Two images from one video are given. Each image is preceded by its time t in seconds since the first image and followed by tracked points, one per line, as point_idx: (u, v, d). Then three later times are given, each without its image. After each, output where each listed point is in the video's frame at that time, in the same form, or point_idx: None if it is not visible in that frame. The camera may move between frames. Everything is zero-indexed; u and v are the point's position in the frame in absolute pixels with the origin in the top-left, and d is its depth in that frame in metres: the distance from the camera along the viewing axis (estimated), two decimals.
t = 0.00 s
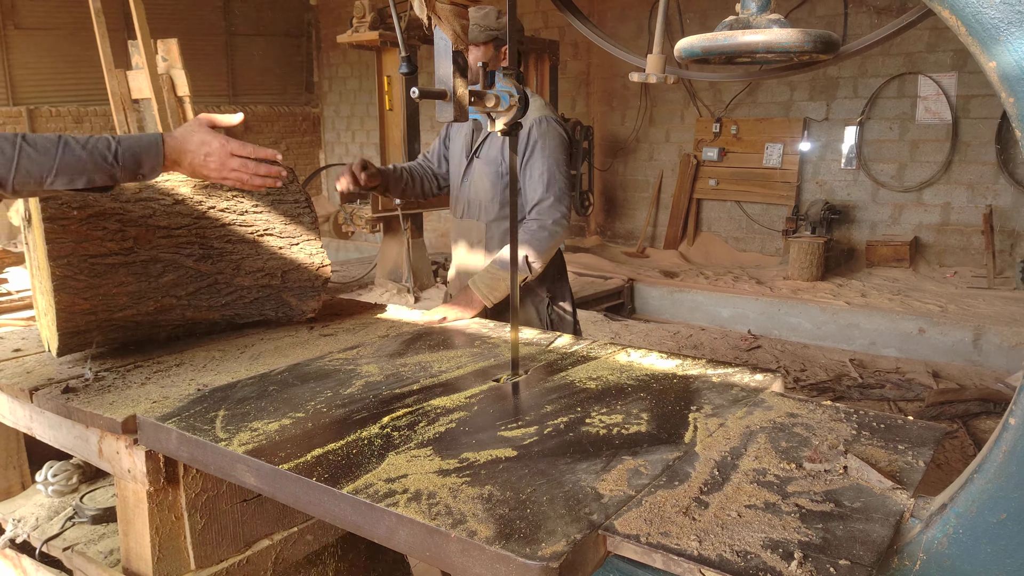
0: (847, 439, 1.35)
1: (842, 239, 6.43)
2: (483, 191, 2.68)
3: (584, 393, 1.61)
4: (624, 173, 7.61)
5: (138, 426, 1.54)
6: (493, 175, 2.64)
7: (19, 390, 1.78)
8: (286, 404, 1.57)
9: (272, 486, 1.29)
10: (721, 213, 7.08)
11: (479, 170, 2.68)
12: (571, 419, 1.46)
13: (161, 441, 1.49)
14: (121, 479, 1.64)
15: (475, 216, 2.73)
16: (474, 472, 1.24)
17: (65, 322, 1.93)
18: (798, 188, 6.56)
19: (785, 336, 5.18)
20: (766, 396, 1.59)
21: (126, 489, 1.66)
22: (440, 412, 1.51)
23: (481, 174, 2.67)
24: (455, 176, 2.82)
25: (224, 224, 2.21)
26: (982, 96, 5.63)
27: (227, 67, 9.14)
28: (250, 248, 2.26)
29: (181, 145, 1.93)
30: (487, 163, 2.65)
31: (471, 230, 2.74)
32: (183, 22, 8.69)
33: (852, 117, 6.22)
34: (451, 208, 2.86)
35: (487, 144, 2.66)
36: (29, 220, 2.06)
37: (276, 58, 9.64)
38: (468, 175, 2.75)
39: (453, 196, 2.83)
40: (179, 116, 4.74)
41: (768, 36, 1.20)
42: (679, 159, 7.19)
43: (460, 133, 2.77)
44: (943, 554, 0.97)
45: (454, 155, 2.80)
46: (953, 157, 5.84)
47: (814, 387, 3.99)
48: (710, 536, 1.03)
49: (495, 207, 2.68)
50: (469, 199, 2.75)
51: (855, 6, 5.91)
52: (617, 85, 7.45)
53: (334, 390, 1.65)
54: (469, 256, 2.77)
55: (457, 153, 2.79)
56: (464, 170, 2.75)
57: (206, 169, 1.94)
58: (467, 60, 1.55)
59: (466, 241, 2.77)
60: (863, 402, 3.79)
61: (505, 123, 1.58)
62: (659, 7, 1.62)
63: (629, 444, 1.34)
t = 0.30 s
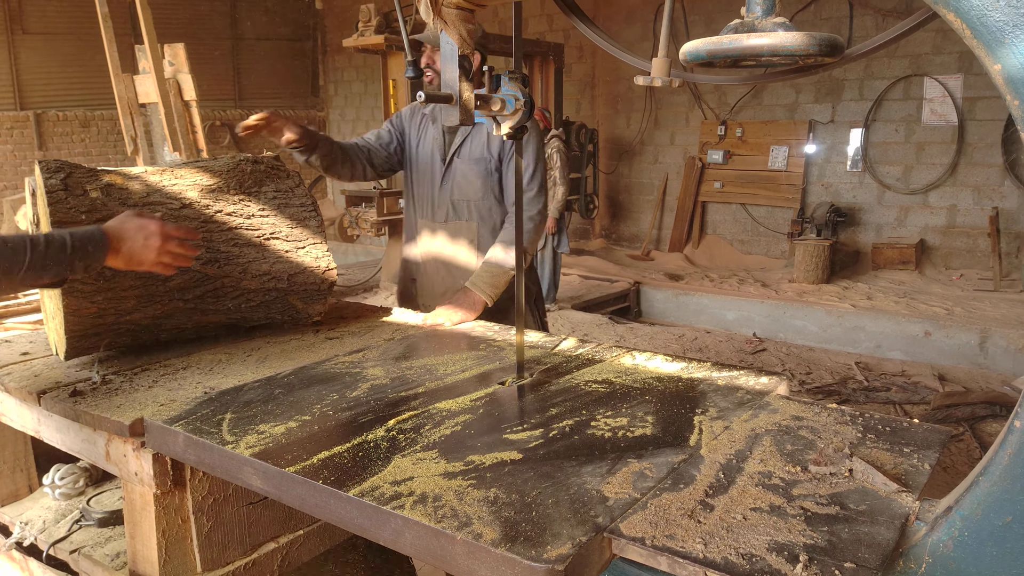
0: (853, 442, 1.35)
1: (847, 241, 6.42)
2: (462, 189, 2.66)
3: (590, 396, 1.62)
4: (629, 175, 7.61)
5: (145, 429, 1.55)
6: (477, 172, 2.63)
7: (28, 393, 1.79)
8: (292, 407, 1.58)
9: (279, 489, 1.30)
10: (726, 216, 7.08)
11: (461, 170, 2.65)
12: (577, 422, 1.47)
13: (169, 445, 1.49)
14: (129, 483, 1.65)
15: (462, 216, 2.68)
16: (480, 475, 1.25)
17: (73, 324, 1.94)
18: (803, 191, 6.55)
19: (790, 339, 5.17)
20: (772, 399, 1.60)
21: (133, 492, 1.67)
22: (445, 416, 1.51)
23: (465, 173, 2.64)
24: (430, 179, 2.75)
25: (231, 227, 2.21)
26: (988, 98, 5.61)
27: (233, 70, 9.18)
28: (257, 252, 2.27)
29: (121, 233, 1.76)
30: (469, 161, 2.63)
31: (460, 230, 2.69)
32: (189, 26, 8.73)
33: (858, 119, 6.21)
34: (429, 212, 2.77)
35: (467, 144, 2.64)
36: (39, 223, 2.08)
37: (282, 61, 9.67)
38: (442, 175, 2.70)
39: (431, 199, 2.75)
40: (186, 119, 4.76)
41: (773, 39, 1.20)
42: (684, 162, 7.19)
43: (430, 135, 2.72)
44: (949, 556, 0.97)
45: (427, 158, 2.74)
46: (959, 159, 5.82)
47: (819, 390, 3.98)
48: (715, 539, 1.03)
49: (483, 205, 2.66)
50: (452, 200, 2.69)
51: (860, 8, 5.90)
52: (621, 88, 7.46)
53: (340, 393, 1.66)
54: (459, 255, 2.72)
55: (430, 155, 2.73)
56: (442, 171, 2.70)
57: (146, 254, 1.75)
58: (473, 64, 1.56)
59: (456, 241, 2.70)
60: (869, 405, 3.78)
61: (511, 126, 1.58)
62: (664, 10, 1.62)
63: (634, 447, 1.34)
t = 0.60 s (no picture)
0: (854, 444, 1.35)
1: (848, 243, 6.42)
2: (432, 188, 2.67)
3: (592, 397, 1.62)
4: (630, 178, 7.62)
5: (148, 430, 1.56)
6: (446, 168, 2.64)
7: (30, 394, 1.79)
8: (294, 408, 1.59)
9: (281, 490, 1.30)
10: (727, 218, 7.08)
11: (428, 169, 2.65)
12: (578, 423, 1.47)
13: (171, 445, 1.50)
14: (132, 483, 1.66)
15: (439, 215, 2.70)
16: (482, 476, 1.25)
17: (75, 325, 1.94)
18: (804, 193, 6.56)
19: (791, 341, 5.17)
20: (773, 400, 1.60)
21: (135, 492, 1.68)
22: (447, 417, 1.52)
23: (434, 172, 2.65)
24: (397, 184, 2.74)
25: (234, 229, 2.22)
26: (988, 100, 5.61)
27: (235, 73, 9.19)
28: (258, 254, 2.27)
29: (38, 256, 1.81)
30: (436, 160, 2.64)
31: (440, 228, 2.70)
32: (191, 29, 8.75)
33: (858, 122, 6.21)
34: (402, 217, 2.75)
35: (429, 142, 2.65)
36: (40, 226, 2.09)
37: (283, 64, 9.69)
38: (409, 177, 2.70)
39: (402, 204, 2.74)
40: (187, 122, 4.77)
41: (773, 42, 1.20)
42: (685, 164, 7.20)
43: (389, 139, 2.71)
44: (950, 557, 0.97)
45: (391, 164, 2.73)
46: (960, 161, 5.82)
47: (820, 392, 3.98)
48: (717, 540, 1.03)
49: (456, 199, 2.68)
50: (425, 200, 2.70)
51: (860, 10, 5.90)
52: (622, 90, 7.47)
53: (342, 394, 1.66)
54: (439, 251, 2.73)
55: (393, 161, 2.72)
56: (410, 175, 2.70)
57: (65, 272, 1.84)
58: (474, 67, 1.57)
59: (437, 240, 2.71)
60: (871, 406, 3.78)
61: (511, 129, 1.58)
62: (665, 13, 1.63)
63: (636, 448, 1.34)
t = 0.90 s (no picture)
0: (865, 441, 1.35)
1: (859, 240, 6.39)
2: (431, 179, 2.67)
3: (602, 394, 1.62)
4: (639, 174, 7.61)
5: (160, 426, 1.57)
6: (445, 159, 2.63)
7: (44, 390, 1.81)
8: (305, 404, 1.59)
9: (293, 486, 1.30)
10: (736, 215, 7.06)
11: (428, 160, 2.66)
12: (588, 420, 1.47)
13: (184, 441, 1.51)
14: (144, 479, 1.67)
15: (435, 206, 2.69)
16: (491, 473, 1.25)
17: (88, 322, 1.96)
18: (814, 190, 6.52)
19: (801, 338, 5.15)
20: (783, 398, 1.59)
21: (145, 487, 1.69)
22: (456, 414, 1.52)
23: (433, 162, 2.65)
24: (397, 173, 2.74)
25: (245, 226, 2.23)
26: (1001, 96, 5.57)
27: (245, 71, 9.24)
28: (268, 250, 2.29)
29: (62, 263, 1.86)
30: (436, 152, 2.64)
31: (435, 220, 2.69)
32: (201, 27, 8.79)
33: (869, 118, 6.17)
34: (400, 206, 2.75)
35: (430, 133, 2.65)
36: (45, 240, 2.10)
37: (293, 61, 9.73)
38: (409, 169, 2.71)
39: (401, 193, 2.74)
40: (197, 120, 4.79)
41: (784, 38, 1.20)
42: (694, 161, 7.18)
43: (394, 130, 2.72)
44: (962, 555, 0.96)
45: (392, 153, 2.73)
46: (972, 158, 5.77)
47: (830, 389, 3.96)
48: (728, 536, 1.03)
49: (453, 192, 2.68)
50: (423, 191, 2.70)
51: (872, 5, 5.86)
52: (631, 87, 7.46)
53: (352, 391, 1.67)
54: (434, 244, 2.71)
55: (395, 150, 2.73)
56: (409, 164, 2.70)
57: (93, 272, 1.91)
58: (484, 63, 1.57)
59: (433, 231, 2.70)
60: (881, 404, 3.76)
61: (521, 125, 1.58)
62: (675, 9, 1.62)
63: (646, 445, 1.34)
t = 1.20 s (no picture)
0: (863, 441, 1.34)
1: (857, 240, 6.39)
2: (442, 179, 2.69)
3: (600, 394, 1.62)
4: (638, 174, 7.61)
5: (158, 426, 1.57)
6: (456, 161, 2.65)
7: (41, 390, 1.81)
8: (302, 405, 1.59)
9: (291, 487, 1.30)
10: (735, 215, 7.06)
11: (440, 161, 2.67)
12: (586, 420, 1.47)
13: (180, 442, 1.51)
14: (141, 480, 1.67)
15: (443, 205, 2.70)
16: (489, 473, 1.25)
17: (85, 322, 1.96)
18: (812, 189, 6.52)
19: (799, 338, 5.15)
20: (781, 398, 1.59)
21: (142, 488, 1.69)
22: (454, 415, 1.52)
23: (444, 162, 2.67)
24: (408, 171, 2.76)
25: (244, 225, 2.23)
26: (1000, 96, 5.57)
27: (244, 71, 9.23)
28: (267, 250, 2.28)
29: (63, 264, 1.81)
30: (448, 153, 2.66)
31: (442, 219, 2.69)
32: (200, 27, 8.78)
33: (868, 118, 6.18)
34: (407, 201, 2.76)
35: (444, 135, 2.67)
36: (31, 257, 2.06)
37: (292, 62, 9.74)
38: (421, 168, 2.72)
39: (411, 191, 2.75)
40: (196, 120, 4.79)
41: (783, 37, 1.20)
42: (693, 160, 7.18)
43: (409, 128, 2.74)
44: (961, 556, 0.96)
45: (405, 149, 2.74)
46: (970, 158, 5.78)
47: (829, 390, 3.96)
48: (725, 537, 1.03)
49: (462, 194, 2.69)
50: (433, 189, 2.71)
51: (871, 6, 5.87)
52: (630, 87, 7.46)
53: (350, 391, 1.67)
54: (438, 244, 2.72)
55: (408, 148, 2.74)
56: (421, 162, 2.71)
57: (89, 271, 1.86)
58: (483, 63, 1.56)
59: (439, 230, 2.71)
60: (880, 404, 3.77)
61: (520, 125, 1.58)
62: (674, 9, 1.62)
63: (644, 445, 1.34)
